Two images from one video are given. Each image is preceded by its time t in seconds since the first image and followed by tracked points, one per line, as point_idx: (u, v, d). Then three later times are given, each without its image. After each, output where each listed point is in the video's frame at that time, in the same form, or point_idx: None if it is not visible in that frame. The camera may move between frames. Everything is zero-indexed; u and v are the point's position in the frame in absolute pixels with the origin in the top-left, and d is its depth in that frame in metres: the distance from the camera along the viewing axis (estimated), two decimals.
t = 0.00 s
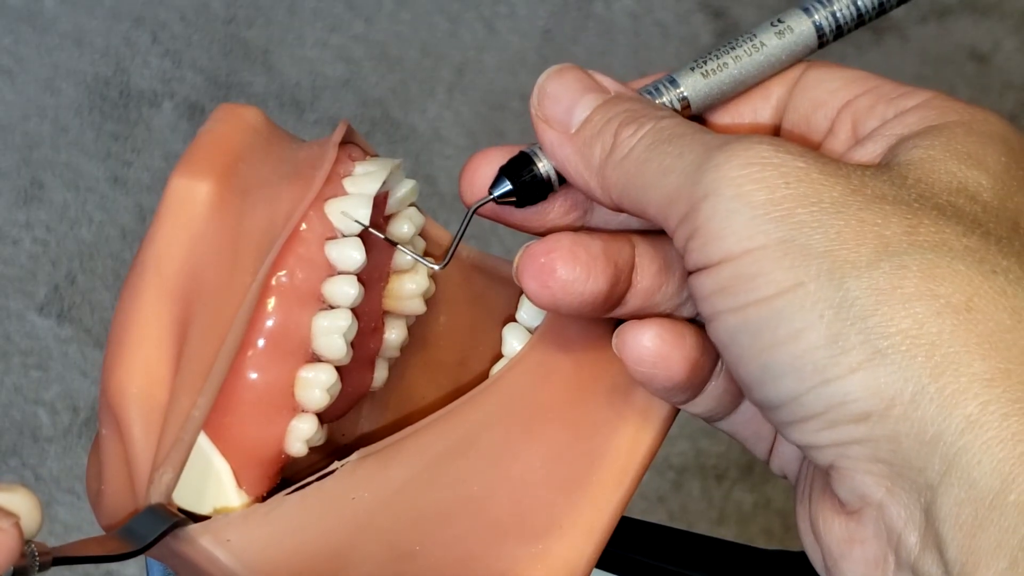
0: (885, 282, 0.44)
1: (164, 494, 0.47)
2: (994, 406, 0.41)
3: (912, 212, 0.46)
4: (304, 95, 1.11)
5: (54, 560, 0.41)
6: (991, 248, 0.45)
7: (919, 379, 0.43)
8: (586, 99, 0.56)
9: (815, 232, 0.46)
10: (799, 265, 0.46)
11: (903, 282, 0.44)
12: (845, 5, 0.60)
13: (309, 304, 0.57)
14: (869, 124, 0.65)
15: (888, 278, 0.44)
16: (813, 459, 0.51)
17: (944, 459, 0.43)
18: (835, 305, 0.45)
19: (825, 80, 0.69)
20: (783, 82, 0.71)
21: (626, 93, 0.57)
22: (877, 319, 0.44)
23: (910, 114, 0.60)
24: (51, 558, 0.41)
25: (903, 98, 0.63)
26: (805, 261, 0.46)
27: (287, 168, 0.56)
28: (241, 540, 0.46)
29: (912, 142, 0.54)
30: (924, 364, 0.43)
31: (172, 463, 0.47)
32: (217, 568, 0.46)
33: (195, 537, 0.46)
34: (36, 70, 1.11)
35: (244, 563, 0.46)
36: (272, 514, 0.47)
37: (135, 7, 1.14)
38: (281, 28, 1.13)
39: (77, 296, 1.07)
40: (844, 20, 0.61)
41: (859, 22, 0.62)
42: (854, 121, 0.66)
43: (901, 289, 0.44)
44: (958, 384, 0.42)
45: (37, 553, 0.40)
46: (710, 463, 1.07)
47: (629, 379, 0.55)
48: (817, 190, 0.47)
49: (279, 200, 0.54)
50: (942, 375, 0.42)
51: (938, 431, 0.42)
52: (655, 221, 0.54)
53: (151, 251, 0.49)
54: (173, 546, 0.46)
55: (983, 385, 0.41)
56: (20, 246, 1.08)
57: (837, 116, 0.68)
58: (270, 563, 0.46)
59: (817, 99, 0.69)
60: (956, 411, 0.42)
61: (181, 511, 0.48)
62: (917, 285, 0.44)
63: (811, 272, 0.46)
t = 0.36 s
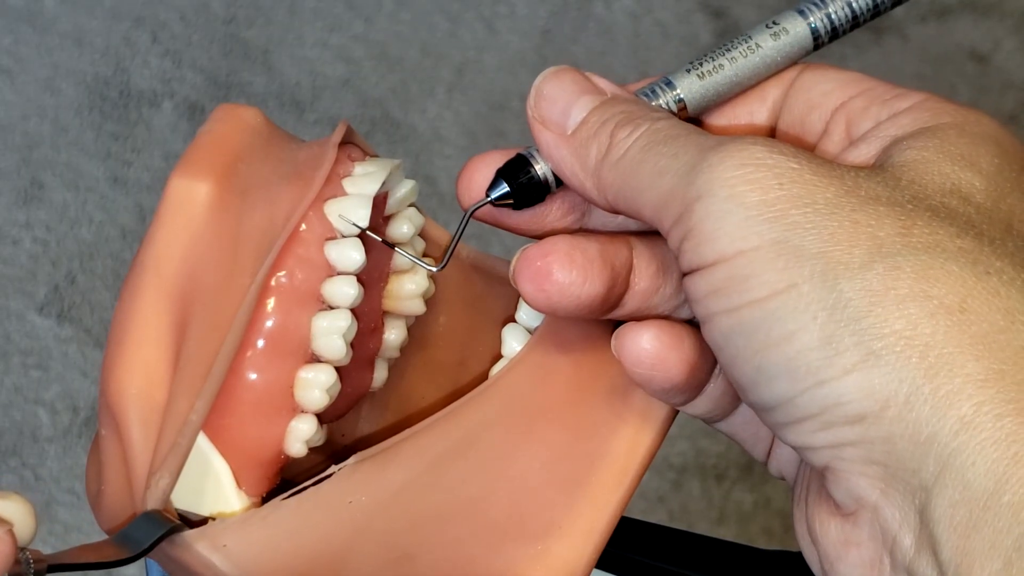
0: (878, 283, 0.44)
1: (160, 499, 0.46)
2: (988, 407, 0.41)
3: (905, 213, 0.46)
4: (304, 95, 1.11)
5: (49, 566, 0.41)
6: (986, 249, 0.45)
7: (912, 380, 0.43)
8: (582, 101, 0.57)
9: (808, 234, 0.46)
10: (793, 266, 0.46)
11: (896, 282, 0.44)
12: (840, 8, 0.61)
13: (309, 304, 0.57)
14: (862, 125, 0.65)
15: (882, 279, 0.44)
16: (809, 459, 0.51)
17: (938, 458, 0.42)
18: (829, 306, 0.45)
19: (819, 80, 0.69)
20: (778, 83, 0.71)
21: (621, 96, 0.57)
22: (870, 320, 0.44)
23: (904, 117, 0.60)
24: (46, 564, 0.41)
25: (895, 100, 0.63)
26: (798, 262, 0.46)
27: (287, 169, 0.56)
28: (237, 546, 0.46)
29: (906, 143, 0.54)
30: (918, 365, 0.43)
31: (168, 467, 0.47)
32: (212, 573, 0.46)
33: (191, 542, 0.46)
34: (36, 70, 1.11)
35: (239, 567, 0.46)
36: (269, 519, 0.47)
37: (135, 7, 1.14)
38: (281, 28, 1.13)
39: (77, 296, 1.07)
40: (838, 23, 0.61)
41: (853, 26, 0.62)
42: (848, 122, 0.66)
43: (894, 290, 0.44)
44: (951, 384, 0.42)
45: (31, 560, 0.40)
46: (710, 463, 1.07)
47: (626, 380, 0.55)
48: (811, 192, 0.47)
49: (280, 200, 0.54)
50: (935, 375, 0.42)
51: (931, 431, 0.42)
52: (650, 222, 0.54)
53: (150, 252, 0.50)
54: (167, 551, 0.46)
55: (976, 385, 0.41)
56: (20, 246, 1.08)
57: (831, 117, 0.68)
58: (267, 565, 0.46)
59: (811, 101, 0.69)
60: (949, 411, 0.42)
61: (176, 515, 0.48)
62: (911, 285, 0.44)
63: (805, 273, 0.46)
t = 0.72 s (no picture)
0: (914, 256, 0.45)
1: (158, 492, 0.46)
2: (1009, 382, 0.42)
3: (940, 197, 0.48)
4: (304, 95, 1.11)
5: (46, 557, 0.41)
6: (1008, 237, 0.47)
7: (938, 350, 0.44)
8: (608, 71, 0.56)
9: (844, 204, 0.47)
10: (826, 234, 0.47)
11: (927, 257, 0.45)
12: (854, 27, 0.60)
13: (309, 303, 0.57)
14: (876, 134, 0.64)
15: (914, 252, 0.46)
16: (818, 433, 0.52)
17: (957, 428, 0.44)
18: (860, 274, 0.46)
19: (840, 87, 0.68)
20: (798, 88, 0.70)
21: (645, 69, 0.57)
22: (901, 290, 0.45)
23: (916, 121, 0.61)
24: (43, 555, 0.41)
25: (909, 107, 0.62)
26: (830, 232, 0.47)
27: (287, 169, 0.56)
28: (235, 539, 0.46)
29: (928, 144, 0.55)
30: (944, 336, 0.44)
31: (167, 460, 0.46)
32: (210, 567, 0.46)
33: (188, 535, 0.46)
34: (36, 70, 1.11)
35: (237, 561, 0.46)
36: (268, 513, 0.47)
37: (135, 7, 1.14)
38: (281, 28, 1.13)
39: (77, 296, 1.07)
40: (853, 43, 0.60)
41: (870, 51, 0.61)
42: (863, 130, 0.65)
43: (927, 266, 0.45)
44: (975, 356, 0.43)
45: (26, 552, 0.40)
46: (710, 463, 1.07)
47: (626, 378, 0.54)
48: (846, 166, 0.48)
49: (279, 200, 0.54)
50: (961, 347, 0.44)
51: (952, 401, 0.44)
52: (672, 192, 0.54)
53: (150, 250, 0.50)
54: (165, 545, 0.46)
55: (999, 360, 0.43)
56: (20, 246, 1.08)
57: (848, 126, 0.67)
58: (266, 564, 0.46)
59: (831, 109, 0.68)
60: (972, 382, 0.43)
61: (176, 509, 0.48)
62: (941, 260, 0.45)
63: (837, 241, 0.47)
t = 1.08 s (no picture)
0: (926, 250, 0.48)
1: (155, 495, 0.46)
2: (1001, 373, 0.44)
3: (963, 211, 0.50)
4: (304, 95, 1.11)
5: (43, 561, 0.41)
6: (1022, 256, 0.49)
7: (935, 336, 0.46)
8: (671, 65, 0.59)
9: (866, 197, 0.50)
10: (845, 220, 0.49)
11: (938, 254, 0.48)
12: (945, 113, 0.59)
13: (309, 304, 0.57)
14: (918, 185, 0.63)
15: (927, 248, 0.48)
16: (806, 420, 0.54)
17: (944, 410, 0.45)
18: (872, 258, 0.48)
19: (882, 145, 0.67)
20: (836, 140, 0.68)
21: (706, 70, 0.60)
22: (908, 277, 0.47)
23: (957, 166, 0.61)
24: (40, 559, 0.41)
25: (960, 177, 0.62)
26: (851, 219, 0.49)
27: (287, 170, 0.55)
28: (232, 541, 0.46)
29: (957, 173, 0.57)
30: (945, 323, 0.46)
31: (166, 463, 0.46)
32: (207, 569, 0.46)
33: (185, 538, 0.46)
34: (36, 70, 1.11)
35: (235, 563, 0.46)
36: (266, 514, 0.47)
37: (135, 7, 1.14)
38: (281, 28, 1.13)
39: (77, 296, 1.07)
40: (941, 128, 0.59)
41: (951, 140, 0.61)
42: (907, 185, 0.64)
43: (941, 263, 0.48)
44: (972, 346, 0.45)
45: (24, 555, 0.40)
46: (710, 463, 1.07)
47: (626, 378, 0.54)
48: (873, 169, 0.51)
49: (279, 199, 0.54)
50: (957, 337, 0.46)
51: (944, 384, 0.45)
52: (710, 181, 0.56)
53: (150, 251, 0.50)
54: (163, 546, 0.46)
55: (996, 353, 0.45)
56: (20, 246, 1.08)
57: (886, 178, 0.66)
58: (266, 565, 0.46)
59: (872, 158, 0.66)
60: (964, 369, 0.45)
61: (174, 511, 0.48)
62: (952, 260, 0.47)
63: (857, 228, 0.49)
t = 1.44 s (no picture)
0: (884, 228, 0.47)
1: (158, 495, 0.47)
2: (963, 344, 0.43)
3: (925, 185, 0.49)
4: (304, 95, 1.11)
5: (47, 562, 0.41)
6: (995, 227, 0.47)
7: (895, 313, 0.45)
8: (648, 87, 0.60)
9: (824, 183, 0.49)
10: (804, 208, 0.48)
11: (899, 230, 0.46)
12: (939, 94, 0.58)
13: (309, 304, 0.57)
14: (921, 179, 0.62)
15: (887, 226, 0.47)
16: (788, 408, 0.53)
17: (909, 387, 0.44)
18: (831, 242, 0.47)
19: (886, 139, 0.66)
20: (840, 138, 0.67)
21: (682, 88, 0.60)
22: (867, 259, 0.46)
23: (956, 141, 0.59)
24: (43, 559, 0.41)
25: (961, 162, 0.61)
26: (811, 206, 0.48)
27: (287, 170, 0.55)
28: (234, 542, 0.46)
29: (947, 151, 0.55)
30: (904, 300, 0.45)
31: (167, 464, 0.47)
32: (209, 570, 0.46)
33: (187, 539, 0.46)
34: (36, 70, 1.12)
35: (237, 564, 0.46)
36: (267, 515, 0.48)
37: (135, 7, 1.14)
38: (281, 28, 1.13)
39: (77, 296, 1.07)
40: (934, 111, 0.58)
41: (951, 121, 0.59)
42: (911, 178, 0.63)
43: (902, 241, 0.46)
44: (934, 319, 0.44)
45: (26, 556, 0.40)
46: (710, 463, 1.07)
47: (626, 380, 0.54)
48: (833, 156, 0.50)
49: (279, 200, 0.54)
50: (916, 312, 0.45)
51: (907, 364, 0.44)
52: (688, 191, 0.56)
53: (150, 252, 0.50)
54: (165, 547, 0.47)
55: (959, 324, 0.43)
56: (20, 246, 1.08)
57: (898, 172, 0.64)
58: (269, 566, 0.46)
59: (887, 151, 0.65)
60: (927, 344, 0.44)
61: (176, 513, 0.48)
62: (914, 235, 0.46)
63: (816, 215, 0.48)
